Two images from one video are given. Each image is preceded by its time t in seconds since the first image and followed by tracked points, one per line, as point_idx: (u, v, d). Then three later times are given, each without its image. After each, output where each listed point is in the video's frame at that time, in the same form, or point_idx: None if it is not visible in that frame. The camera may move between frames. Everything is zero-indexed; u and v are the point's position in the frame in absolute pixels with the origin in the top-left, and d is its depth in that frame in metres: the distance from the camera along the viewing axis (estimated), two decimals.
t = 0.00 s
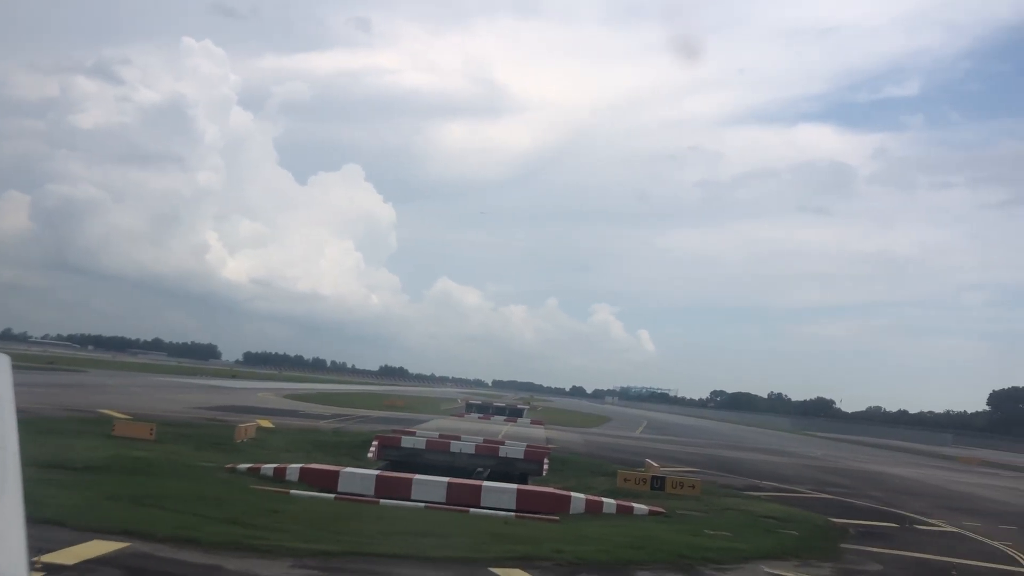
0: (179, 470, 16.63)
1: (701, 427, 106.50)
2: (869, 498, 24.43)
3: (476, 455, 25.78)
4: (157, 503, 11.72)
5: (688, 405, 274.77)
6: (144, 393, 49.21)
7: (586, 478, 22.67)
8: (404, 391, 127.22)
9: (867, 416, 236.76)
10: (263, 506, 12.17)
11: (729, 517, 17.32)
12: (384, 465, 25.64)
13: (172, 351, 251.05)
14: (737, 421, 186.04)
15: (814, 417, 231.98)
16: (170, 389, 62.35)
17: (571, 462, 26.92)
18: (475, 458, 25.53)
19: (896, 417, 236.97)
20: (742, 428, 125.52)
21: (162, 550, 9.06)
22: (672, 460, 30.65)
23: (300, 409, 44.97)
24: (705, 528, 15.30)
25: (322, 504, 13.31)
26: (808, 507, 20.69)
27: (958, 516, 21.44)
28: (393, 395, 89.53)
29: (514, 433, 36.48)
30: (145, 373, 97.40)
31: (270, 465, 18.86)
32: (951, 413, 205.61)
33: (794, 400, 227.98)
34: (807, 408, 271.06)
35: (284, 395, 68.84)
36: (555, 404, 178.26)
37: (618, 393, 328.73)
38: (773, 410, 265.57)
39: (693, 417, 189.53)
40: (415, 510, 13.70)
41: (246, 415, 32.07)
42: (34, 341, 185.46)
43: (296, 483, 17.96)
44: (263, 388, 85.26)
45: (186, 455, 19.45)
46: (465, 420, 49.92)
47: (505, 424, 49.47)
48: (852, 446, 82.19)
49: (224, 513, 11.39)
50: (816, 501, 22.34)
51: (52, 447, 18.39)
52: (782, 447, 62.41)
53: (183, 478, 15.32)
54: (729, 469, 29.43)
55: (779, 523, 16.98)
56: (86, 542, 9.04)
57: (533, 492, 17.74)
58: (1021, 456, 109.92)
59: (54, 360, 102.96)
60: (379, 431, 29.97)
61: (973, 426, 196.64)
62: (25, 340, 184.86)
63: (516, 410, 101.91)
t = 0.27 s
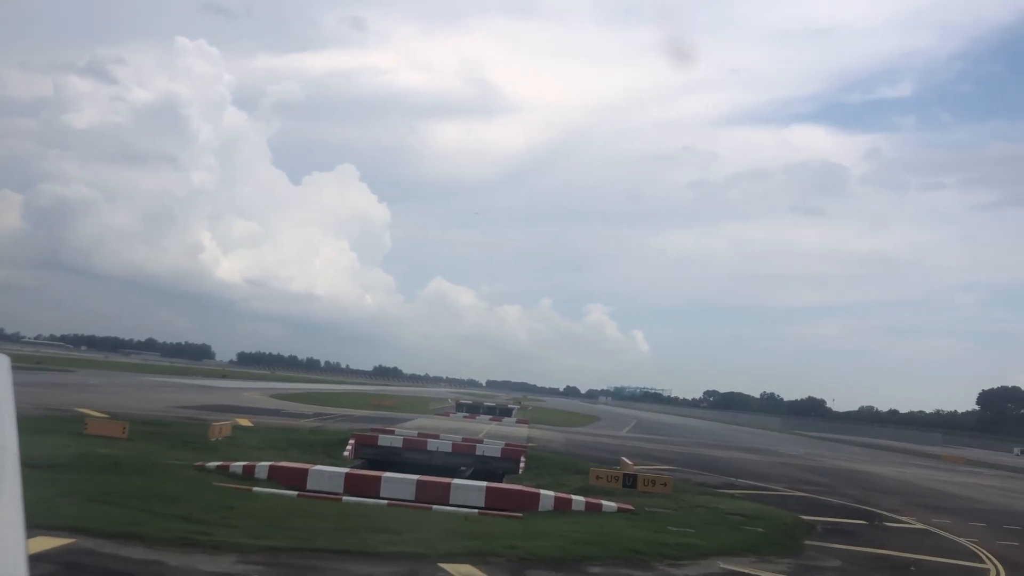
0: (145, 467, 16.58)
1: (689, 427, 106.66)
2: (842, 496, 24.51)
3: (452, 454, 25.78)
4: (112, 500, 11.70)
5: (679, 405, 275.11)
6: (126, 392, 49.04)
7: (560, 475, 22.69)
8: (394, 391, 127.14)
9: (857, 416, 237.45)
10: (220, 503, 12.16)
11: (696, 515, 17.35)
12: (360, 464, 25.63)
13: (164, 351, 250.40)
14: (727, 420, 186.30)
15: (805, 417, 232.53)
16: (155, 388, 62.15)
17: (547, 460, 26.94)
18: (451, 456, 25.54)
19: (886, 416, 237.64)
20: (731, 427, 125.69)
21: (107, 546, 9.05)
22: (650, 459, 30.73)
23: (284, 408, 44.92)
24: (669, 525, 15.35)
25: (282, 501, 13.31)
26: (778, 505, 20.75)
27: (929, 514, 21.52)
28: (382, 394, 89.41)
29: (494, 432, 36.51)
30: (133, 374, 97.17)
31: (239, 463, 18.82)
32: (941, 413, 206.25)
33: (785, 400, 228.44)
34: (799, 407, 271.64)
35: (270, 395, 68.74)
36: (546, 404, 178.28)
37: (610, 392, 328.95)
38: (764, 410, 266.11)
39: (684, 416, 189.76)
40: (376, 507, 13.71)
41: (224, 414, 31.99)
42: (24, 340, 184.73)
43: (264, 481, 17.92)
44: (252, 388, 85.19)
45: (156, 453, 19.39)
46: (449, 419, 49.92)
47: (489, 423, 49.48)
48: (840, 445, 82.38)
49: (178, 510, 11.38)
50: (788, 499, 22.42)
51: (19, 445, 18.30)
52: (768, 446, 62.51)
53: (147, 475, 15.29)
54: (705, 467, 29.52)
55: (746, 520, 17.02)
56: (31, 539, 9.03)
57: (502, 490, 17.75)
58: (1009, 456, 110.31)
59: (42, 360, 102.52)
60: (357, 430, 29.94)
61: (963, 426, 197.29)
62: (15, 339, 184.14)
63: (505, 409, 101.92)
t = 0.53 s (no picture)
0: (121, 466, 16.54)
1: (683, 426, 106.69)
2: (825, 494, 24.50)
3: (436, 453, 25.77)
4: (79, 498, 11.69)
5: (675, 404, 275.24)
6: (116, 393, 48.96)
7: (542, 473, 22.68)
8: (390, 391, 127.11)
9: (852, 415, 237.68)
10: (188, 502, 12.16)
11: (674, 512, 17.36)
12: (344, 463, 25.62)
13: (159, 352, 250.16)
14: (723, 420, 186.33)
15: (800, 416, 232.76)
16: (147, 388, 62.06)
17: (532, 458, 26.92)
18: (435, 455, 25.52)
19: (881, 416, 237.87)
20: (726, 426, 125.68)
21: (65, 544, 9.04)
22: (635, 458, 30.72)
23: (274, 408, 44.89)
24: (644, 523, 15.32)
25: (253, 499, 13.29)
26: (760, 502, 20.76)
27: (910, 511, 21.56)
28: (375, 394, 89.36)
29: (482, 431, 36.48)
30: (126, 374, 97.06)
31: (218, 462, 18.79)
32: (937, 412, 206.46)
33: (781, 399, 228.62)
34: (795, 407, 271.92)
35: (264, 395, 68.72)
36: (542, 404, 178.29)
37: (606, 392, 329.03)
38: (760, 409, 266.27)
39: (679, 416, 189.80)
40: (348, 505, 13.69)
41: (210, 414, 31.96)
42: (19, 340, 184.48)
43: (242, 480, 17.89)
44: (245, 388, 85.12)
45: (135, 453, 19.34)
46: (440, 419, 49.90)
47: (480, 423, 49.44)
48: (834, 444, 82.47)
49: (145, 508, 11.37)
50: (769, 497, 22.41)
51: None
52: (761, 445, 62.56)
53: (121, 474, 15.25)
54: (690, 465, 29.52)
55: (724, 518, 17.03)
56: None
57: (480, 488, 17.72)
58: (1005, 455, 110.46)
59: (35, 360, 102.37)
60: (343, 429, 29.89)
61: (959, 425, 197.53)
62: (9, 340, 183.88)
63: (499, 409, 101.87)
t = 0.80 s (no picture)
0: (93, 464, 16.53)
1: (676, 425, 106.73)
2: (805, 491, 24.52)
3: (418, 451, 25.77)
4: (40, 495, 11.70)
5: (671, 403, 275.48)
6: (105, 392, 48.93)
7: (522, 470, 22.67)
8: (384, 390, 127.15)
9: (848, 413, 237.95)
10: (151, 498, 12.18)
11: (647, 509, 17.36)
12: (325, 461, 25.63)
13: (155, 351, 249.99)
14: (718, 418, 186.44)
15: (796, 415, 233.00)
16: (138, 387, 62.02)
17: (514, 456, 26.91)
18: (416, 453, 25.52)
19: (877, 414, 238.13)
20: (720, 425, 125.72)
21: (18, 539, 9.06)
22: (618, 455, 30.72)
23: (262, 407, 44.87)
24: (614, 519, 15.32)
25: (218, 496, 13.30)
26: (737, 499, 20.77)
27: (887, 508, 21.60)
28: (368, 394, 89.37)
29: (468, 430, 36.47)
30: (119, 373, 96.97)
31: (192, 460, 18.78)
32: (931, 410, 206.82)
33: (776, 398, 228.99)
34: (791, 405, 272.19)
35: (255, 394, 68.75)
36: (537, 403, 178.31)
37: (602, 391, 329.22)
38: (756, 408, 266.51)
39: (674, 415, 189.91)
40: (314, 502, 13.70)
41: (195, 412, 31.95)
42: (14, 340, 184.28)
43: (215, 477, 17.89)
44: (238, 387, 85.06)
45: (111, 451, 19.34)
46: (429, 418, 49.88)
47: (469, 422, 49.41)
48: (826, 443, 82.59)
49: (105, 504, 11.39)
50: (748, 494, 22.42)
51: None
52: (751, 444, 62.62)
53: (91, 471, 15.25)
54: (673, 463, 29.53)
55: (696, 515, 17.03)
56: None
57: (454, 485, 17.71)
58: (998, 453, 110.67)
59: (29, 360, 102.30)
60: (326, 427, 29.89)
61: (953, 424, 197.84)
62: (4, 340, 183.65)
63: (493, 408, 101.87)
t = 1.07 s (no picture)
0: (71, 460, 16.54)
1: (672, 423, 106.82)
2: (789, 487, 24.58)
3: (403, 447, 25.77)
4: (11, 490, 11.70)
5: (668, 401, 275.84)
6: (96, 389, 48.90)
7: (505, 467, 22.66)
8: (380, 388, 127.14)
9: (844, 412, 238.23)
10: (123, 494, 12.20)
11: (626, 505, 17.37)
12: (310, 458, 25.64)
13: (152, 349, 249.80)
14: (714, 416, 186.65)
15: (792, 413, 233.43)
16: (130, 385, 61.94)
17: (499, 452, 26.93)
18: (401, 450, 25.52)
19: (873, 412, 238.41)
20: (716, 423, 125.79)
21: None
22: (605, 452, 30.76)
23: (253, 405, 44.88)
24: (591, 515, 15.36)
25: (191, 492, 13.31)
26: (719, 496, 20.78)
27: (869, 504, 21.63)
28: (363, 392, 89.39)
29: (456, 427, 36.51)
30: (114, 371, 96.90)
31: (172, 457, 18.77)
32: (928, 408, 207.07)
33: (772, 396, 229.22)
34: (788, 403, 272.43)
35: (248, 392, 68.75)
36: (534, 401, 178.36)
37: (600, 390, 329.89)
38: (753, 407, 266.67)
39: (671, 413, 190.03)
40: (288, 498, 13.74)
41: (182, 409, 31.96)
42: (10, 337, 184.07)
43: (195, 474, 17.90)
44: (232, 385, 85.04)
45: (92, 447, 19.33)
46: (420, 415, 49.90)
47: (460, 419, 49.41)
48: (819, 440, 82.68)
49: (74, 499, 11.41)
50: (731, 490, 22.48)
51: None
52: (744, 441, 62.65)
53: (67, 467, 15.25)
54: (660, 460, 29.58)
55: (675, 511, 17.05)
56: None
57: (433, 481, 17.71)
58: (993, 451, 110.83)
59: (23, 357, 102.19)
60: (312, 424, 29.89)
61: (949, 422, 198.12)
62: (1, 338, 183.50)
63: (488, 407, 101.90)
